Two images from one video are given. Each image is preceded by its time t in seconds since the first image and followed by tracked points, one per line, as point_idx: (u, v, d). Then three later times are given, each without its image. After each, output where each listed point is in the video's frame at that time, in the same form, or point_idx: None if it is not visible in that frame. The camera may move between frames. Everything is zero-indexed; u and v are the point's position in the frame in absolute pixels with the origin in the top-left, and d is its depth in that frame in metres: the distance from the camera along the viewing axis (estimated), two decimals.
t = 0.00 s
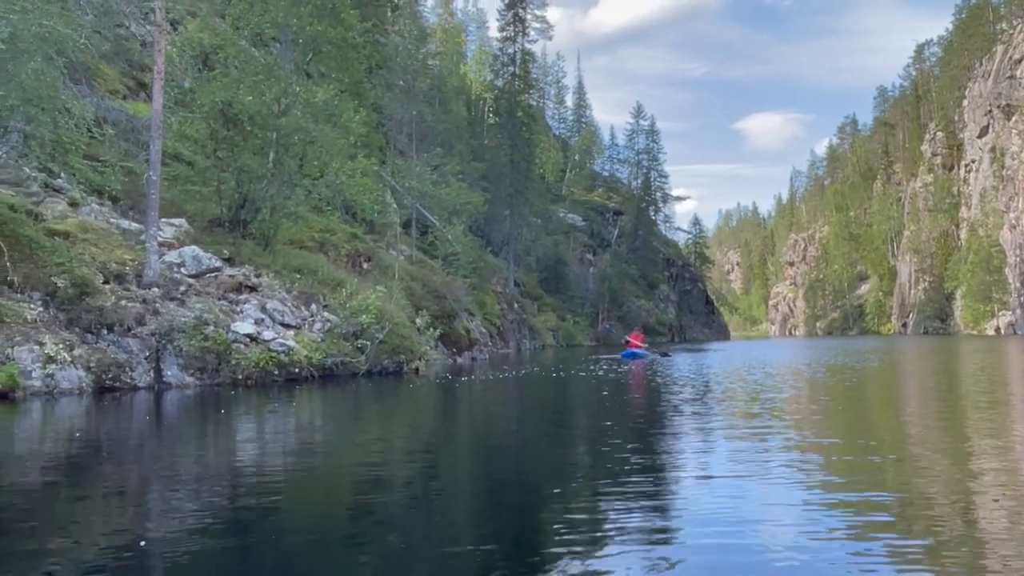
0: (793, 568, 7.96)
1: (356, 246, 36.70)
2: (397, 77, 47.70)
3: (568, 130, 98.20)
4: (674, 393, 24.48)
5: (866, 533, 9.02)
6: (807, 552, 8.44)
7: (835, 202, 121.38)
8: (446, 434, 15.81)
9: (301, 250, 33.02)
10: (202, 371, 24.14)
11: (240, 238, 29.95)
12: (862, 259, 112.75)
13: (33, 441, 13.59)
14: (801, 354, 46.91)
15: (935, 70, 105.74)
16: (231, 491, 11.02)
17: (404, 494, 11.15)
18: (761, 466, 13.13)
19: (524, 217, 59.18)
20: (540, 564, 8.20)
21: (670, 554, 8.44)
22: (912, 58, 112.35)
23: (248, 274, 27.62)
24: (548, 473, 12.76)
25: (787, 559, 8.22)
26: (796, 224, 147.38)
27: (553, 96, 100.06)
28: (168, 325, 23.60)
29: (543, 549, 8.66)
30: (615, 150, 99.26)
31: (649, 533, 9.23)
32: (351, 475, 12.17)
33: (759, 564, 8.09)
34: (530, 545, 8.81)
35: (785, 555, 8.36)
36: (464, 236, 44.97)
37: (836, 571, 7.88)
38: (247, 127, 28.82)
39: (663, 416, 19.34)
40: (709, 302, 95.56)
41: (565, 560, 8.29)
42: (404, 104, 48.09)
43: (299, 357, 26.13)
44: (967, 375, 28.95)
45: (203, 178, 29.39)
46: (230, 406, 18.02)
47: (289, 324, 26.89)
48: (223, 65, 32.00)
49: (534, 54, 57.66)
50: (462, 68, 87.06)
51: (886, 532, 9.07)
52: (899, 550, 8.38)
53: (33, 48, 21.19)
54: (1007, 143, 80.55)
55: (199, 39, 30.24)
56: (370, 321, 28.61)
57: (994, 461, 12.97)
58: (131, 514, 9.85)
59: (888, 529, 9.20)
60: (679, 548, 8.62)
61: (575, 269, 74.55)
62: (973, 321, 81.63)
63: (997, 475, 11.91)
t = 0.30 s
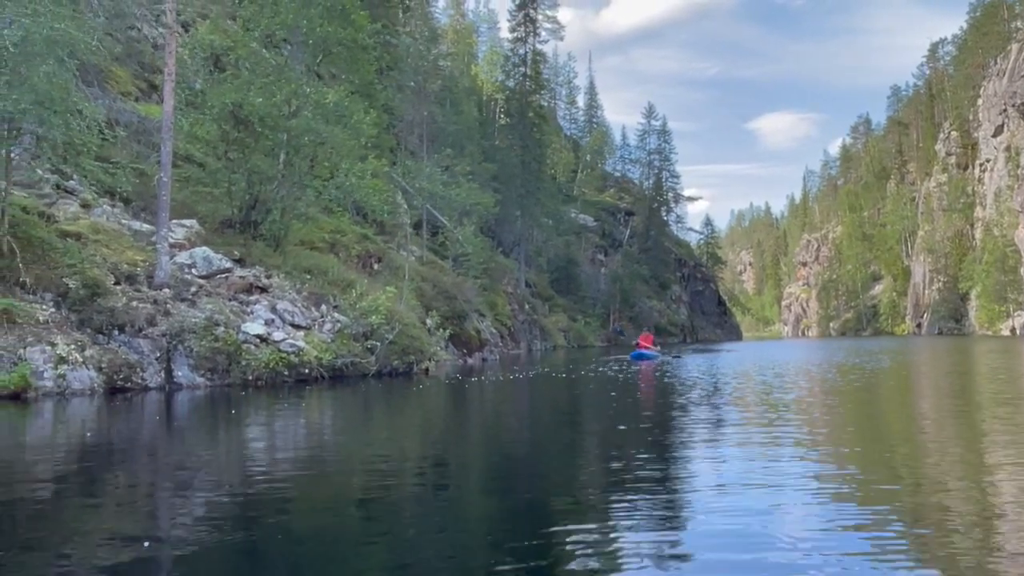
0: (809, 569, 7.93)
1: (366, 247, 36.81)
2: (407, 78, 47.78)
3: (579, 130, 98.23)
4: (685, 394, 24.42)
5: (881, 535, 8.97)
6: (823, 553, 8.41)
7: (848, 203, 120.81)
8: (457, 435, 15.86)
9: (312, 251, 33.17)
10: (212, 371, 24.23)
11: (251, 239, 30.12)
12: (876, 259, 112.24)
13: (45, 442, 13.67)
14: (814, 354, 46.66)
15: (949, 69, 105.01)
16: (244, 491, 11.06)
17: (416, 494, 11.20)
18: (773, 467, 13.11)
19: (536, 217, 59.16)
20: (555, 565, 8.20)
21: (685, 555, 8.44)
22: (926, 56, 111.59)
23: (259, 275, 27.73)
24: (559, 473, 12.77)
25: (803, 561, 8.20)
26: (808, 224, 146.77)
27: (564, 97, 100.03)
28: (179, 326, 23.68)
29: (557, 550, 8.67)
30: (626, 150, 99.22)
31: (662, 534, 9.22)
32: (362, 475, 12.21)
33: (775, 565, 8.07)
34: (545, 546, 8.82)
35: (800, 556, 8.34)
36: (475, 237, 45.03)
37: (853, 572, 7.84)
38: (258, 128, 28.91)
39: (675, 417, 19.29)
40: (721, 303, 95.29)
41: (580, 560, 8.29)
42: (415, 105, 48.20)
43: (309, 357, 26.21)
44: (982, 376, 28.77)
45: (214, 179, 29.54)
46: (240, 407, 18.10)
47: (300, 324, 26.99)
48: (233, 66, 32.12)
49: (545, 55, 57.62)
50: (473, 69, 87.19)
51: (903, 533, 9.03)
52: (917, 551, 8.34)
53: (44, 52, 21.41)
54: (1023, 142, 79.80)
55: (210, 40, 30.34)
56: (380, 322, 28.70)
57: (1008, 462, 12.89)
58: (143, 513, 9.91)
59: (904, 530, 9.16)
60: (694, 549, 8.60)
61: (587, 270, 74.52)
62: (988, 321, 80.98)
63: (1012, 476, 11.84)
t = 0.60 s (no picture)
0: (818, 570, 7.90)
1: (375, 248, 36.87)
2: (417, 79, 47.81)
3: (589, 130, 98.21)
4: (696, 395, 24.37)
5: (893, 535, 8.93)
6: (834, 554, 8.35)
7: (860, 202, 120.25)
8: (466, 435, 15.88)
9: (321, 251, 33.25)
10: (221, 371, 24.29)
11: (259, 239, 30.22)
12: (888, 259, 111.69)
13: (53, 442, 13.74)
14: (825, 354, 46.46)
15: (962, 68, 104.32)
16: (252, 491, 11.10)
17: (424, 494, 11.22)
18: (783, 468, 13.06)
19: (545, 217, 59.10)
20: (563, 566, 8.19)
21: (694, 555, 8.42)
22: (938, 55, 110.89)
23: (268, 275, 27.80)
24: (569, 474, 12.77)
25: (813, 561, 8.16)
26: (819, 223, 146.17)
27: (574, 96, 99.95)
28: (188, 326, 23.76)
29: (565, 551, 8.65)
30: (636, 150, 99.12)
31: (672, 534, 9.19)
32: (371, 475, 12.24)
33: (785, 566, 8.02)
34: (554, 548, 8.78)
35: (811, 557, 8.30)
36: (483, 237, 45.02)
37: (862, 573, 7.80)
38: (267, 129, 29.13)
39: (685, 417, 19.26)
40: (731, 303, 95.02)
41: (586, 562, 8.26)
42: (424, 106, 48.29)
43: (318, 357, 26.27)
44: (996, 376, 28.59)
45: (223, 180, 29.64)
46: (248, 407, 18.16)
47: (308, 324, 27.06)
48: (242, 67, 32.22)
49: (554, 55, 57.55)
50: (483, 69, 87.23)
51: (916, 533, 8.99)
52: (926, 552, 8.30)
53: (55, 53, 21.59)
54: None
55: (219, 41, 30.42)
56: (388, 322, 28.74)
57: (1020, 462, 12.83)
58: (151, 513, 9.94)
59: (918, 530, 9.09)
60: (703, 550, 8.57)
61: (597, 270, 74.45)
62: (1001, 321, 80.44)
63: None
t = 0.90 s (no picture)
0: (828, 570, 7.92)
1: (382, 248, 36.93)
2: (424, 79, 47.84)
3: (597, 130, 98.21)
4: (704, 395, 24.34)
5: (902, 534, 8.92)
6: (843, 554, 8.37)
7: (869, 201, 119.85)
8: (473, 434, 15.90)
9: (327, 251, 33.34)
10: (227, 371, 24.39)
11: (266, 239, 30.33)
12: (897, 258, 111.32)
13: (59, 441, 13.82)
14: (833, 354, 46.29)
15: (972, 66, 103.74)
16: (259, 490, 11.14)
17: (432, 493, 11.27)
18: (793, 468, 13.05)
19: (553, 217, 59.06)
20: (572, 564, 8.21)
21: (702, 554, 8.46)
22: (948, 54, 110.29)
23: (274, 275, 27.85)
24: (576, 473, 12.80)
25: (822, 561, 8.18)
26: (828, 223, 145.75)
27: (581, 96, 99.89)
28: (194, 326, 23.84)
29: (573, 549, 8.68)
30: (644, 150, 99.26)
31: (680, 533, 9.21)
32: (379, 475, 12.28)
33: (794, 566, 8.04)
34: (563, 546, 8.82)
35: (820, 556, 8.32)
36: (490, 237, 45.07)
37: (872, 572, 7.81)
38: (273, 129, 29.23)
39: (695, 417, 19.23)
40: (739, 303, 94.81)
41: (595, 560, 8.29)
42: (431, 106, 48.31)
43: (323, 357, 26.33)
44: (1006, 376, 28.47)
45: (230, 181, 29.79)
46: (255, 407, 18.22)
47: (314, 324, 27.12)
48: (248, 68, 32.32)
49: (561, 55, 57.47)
50: (491, 69, 87.30)
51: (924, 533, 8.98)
52: (934, 551, 8.31)
53: (61, 53, 21.73)
54: None
55: (227, 42, 30.61)
56: (394, 322, 28.77)
57: None
58: (156, 512, 9.99)
59: (928, 530, 9.10)
60: (712, 548, 8.61)
61: (604, 270, 74.46)
62: (1011, 321, 80.04)
63: None
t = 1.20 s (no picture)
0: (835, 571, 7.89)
1: (387, 248, 36.96)
2: (430, 80, 47.85)
3: (603, 130, 98.12)
4: (712, 395, 24.31)
5: (910, 535, 8.92)
6: (849, 555, 8.34)
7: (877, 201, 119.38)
8: (478, 434, 15.91)
9: (333, 252, 33.37)
10: (232, 371, 24.44)
11: (272, 240, 30.39)
12: (905, 258, 110.89)
13: (65, 441, 13.88)
14: (840, 354, 46.12)
15: (980, 65, 103.19)
16: (263, 490, 11.16)
17: (438, 493, 11.29)
18: (800, 468, 13.04)
19: (559, 218, 59.01)
20: (581, 564, 8.23)
21: (709, 555, 8.45)
22: (956, 53, 109.73)
23: (279, 276, 27.88)
24: (582, 473, 12.81)
25: (828, 562, 8.15)
26: (836, 223, 145.22)
27: (588, 96, 99.78)
28: (199, 326, 23.90)
29: (581, 550, 8.70)
30: (650, 150, 99.20)
31: (688, 534, 9.22)
32: (385, 475, 12.30)
33: (802, 568, 8.01)
34: (569, 546, 8.82)
35: (826, 557, 8.29)
36: (495, 238, 45.06)
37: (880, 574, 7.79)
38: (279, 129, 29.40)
39: (702, 418, 19.22)
40: (746, 303, 94.59)
41: (601, 561, 8.27)
42: (437, 106, 48.28)
43: (328, 357, 26.37)
44: (1015, 376, 28.33)
45: (236, 181, 29.87)
46: (259, 407, 18.24)
47: (319, 324, 27.16)
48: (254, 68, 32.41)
49: (567, 55, 57.41)
50: (497, 70, 87.31)
51: (931, 533, 9.00)
52: (941, 552, 8.31)
53: (67, 55, 21.92)
54: None
55: (233, 44, 30.31)
56: (399, 322, 28.78)
57: None
58: (160, 512, 10.03)
59: (934, 530, 9.09)
60: (718, 549, 8.61)
61: (611, 271, 74.36)
62: (1020, 321, 79.61)
63: None
